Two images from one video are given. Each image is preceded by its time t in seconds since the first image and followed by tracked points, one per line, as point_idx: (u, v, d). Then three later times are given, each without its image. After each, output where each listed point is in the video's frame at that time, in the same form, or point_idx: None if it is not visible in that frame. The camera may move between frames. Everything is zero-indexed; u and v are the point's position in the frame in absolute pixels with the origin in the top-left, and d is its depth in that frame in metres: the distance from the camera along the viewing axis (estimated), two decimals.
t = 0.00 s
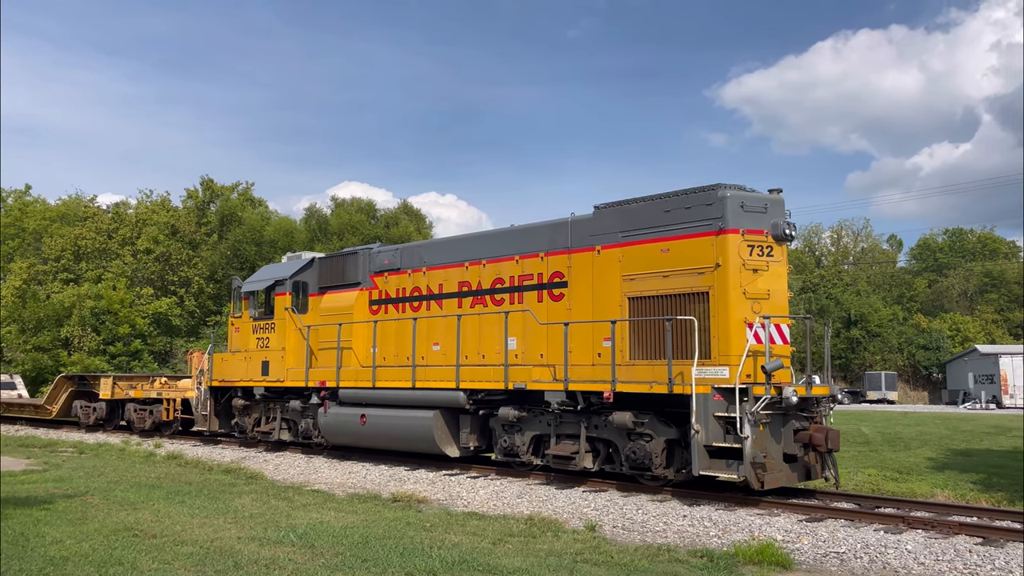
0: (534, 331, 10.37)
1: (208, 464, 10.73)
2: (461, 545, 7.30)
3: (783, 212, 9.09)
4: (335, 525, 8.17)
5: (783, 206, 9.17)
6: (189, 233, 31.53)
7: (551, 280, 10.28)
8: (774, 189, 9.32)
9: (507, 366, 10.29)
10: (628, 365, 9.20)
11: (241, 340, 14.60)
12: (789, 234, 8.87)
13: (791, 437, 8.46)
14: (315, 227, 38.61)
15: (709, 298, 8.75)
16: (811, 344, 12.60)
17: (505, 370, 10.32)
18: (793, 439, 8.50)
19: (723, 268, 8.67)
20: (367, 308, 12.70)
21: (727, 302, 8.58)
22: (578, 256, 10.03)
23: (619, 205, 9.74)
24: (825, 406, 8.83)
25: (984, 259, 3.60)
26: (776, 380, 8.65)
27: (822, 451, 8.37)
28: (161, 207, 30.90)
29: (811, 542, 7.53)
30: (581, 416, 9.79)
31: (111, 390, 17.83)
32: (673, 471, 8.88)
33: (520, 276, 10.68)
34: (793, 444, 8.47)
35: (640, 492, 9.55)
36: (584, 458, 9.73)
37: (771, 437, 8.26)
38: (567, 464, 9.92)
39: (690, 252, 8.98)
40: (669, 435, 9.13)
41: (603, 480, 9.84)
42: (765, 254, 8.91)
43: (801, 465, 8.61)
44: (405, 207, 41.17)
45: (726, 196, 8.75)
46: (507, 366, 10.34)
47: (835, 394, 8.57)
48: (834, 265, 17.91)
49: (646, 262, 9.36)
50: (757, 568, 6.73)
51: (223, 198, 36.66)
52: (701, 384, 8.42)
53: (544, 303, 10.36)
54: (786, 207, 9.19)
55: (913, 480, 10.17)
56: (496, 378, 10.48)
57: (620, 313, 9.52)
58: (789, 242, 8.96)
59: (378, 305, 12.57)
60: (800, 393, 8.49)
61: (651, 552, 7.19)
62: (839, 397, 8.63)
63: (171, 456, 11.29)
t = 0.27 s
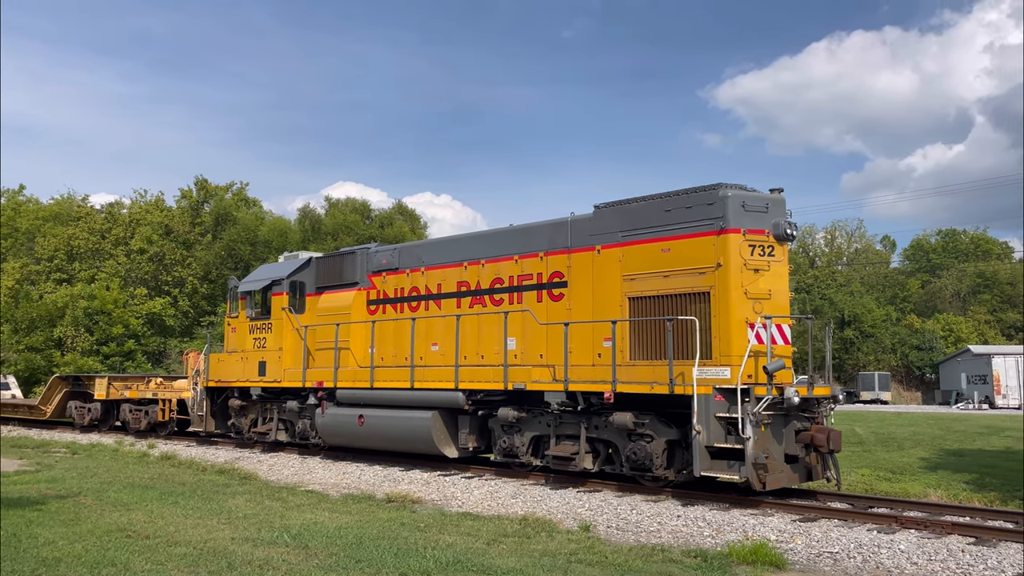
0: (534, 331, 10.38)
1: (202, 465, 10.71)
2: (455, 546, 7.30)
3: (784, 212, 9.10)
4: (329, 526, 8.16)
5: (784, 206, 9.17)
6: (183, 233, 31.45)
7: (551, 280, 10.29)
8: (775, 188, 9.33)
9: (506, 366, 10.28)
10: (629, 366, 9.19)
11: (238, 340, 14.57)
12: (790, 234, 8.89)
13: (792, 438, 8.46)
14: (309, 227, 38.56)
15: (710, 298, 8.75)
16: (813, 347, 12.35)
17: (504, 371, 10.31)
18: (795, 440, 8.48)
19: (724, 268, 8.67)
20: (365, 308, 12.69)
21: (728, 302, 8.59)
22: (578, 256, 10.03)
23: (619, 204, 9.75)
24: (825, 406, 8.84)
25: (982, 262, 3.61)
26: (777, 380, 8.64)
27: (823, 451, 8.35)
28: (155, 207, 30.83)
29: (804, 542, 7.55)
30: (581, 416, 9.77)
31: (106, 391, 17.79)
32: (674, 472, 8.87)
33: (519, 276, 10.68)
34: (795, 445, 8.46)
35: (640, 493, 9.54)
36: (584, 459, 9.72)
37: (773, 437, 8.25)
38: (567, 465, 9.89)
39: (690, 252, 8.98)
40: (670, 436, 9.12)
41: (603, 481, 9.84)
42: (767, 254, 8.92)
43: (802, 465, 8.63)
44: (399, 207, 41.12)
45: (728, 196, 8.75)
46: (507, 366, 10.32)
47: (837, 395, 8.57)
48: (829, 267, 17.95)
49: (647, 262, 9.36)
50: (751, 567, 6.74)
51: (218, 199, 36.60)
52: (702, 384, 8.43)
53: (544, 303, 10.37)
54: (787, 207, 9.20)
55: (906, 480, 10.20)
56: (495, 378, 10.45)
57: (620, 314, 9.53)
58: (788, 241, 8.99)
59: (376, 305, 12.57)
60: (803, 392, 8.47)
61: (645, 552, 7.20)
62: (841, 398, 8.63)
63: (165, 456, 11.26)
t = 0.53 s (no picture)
0: (532, 331, 10.35)
1: (194, 466, 10.67)
2: (448, 546, 7.28)
3: (785, 212, 9.09)
4: (321, 527, 8.13)
5: (784, 206, 9.17)
6: (174, 232, 30.78)
7: (550, 280, 10.27)
8: (775, 187, 9.32)
9: (505, 367, 10.24)
10: (629, 366, 9.17)
11: (233, 341, 14.52)
12: (790, 234, 8.94)
13: (793, 439, 8.45)
14: (302, 227, 38.45)
15: (711, 298, 8.71)
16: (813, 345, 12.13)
17: (503, 371, 10.27)
18: (795, 441, 8.47)
19: (724, 268, 8.64)
20: (361, 308, 12.66)
21: (728, 303, 8.54)
22: (577, 256, 10.02)
23: (619, 204, 9.73)
24: (826, 407, 8.86)
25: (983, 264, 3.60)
26: (778, 381, 8.64)
27: (823, 452, 8.38)
28: (148, 207, 30.74)
29: (797, 542, 7.56)
30: (580, 417, 9.76)
31: (100, 391, 17.70)
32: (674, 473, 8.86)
33: (517, 276, 10.65)
34: (795, 445, 8.45)
35: (639, 494, 9.54)
36: (583, 460, 9.69)
37: (773, 438, 8.24)
38: (565, 466, 9.87)
39: (690, 252, 8.96)
40: (668, 436, 9.11)
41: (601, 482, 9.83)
42: (767, 254, 8.91)
43: (802, 466, 8.63)
44: (393, 207, 41.06)
45: (728, 195, 8.72)
46: (506, 367, 10.29)
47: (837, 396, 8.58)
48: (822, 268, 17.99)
49: (646, 262, 9.34)
50: (743, 568, 6.75)
51: (211, 198, 36.51)
52: (702, 384, 8.39)
53: (542, 303, 10.35)
54: (787, 206, 9.20)
55: (898, 480, 10.22)
56: (494, 379, 10.41)
57: (620, 314, 9.51)
58: (788, 241, 9.00)
59: (373, 305, 12.53)
60: (804, 394, 8.48)
61: (638, 552, 7.20)
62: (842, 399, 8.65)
63: (157, 457, 11.21)
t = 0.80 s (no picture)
0: (531, 331, 10.32)
1: (185, 466, 10.63)
2: (440, 547, 7.28)
3: (784, 211, 9.11)
4: (314, 527, 8.12)
5: (783, 205, 9.19)
6: (166, 232, 30.90)
7: (548, 280, 10.26)
8: (774, 187, 9.34)
9: (503, 367, 10.22)
10: (629, 366, 9.16)
11: (227, 341, 14.46)
12: (790, 233, 8.96)
13: (793, 440, 8.47)
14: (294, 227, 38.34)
15: (711, 297, 8.72)
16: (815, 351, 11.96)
17: (501, 372, 10.24)
18: (796, 441, 8.49)
19: (724, 268, 8.65)
20: (357, 308, 12.62)
21: (728, 303, 8.56)
22: (576, 255, 10.01)
23: (618, 204, 9.73)
24: (825, 408, 8.90)
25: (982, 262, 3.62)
26: (778, 381, 8.66)
27: (824, 452, 8.41)
28: (139, 206, 30.66)
29: (789, 542, 7.58)
30: (580, 417, 9.77)
31: (93, 392, 17.61)
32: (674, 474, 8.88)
33: (515, 275, 10.64)
34: (795, 446, 8.47)
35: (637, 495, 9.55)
36: (582, 461, 9.70)
37: (773, 438, 8.26)
38: (564, 467, 9.88)
39: (690, 252, 8.96)
40: (667, 437, 9.10)
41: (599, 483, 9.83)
42: (767, 254, 8.92)
43: (802, 467, 8.65)
44: (386, 206, 40.98)
45: (728, 195, 8.74)
46: (504, 367, 10.26)
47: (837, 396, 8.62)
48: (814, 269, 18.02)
49: (645, 262, 9.33)
50: (735, 567, 6.76)
51: (202, 198, 36.43)
52: (702, 384, 8.39)
53: (540, 303, 10.34)
54: (787, 206, 9.22)
55: (889, 481, 10.26)
56: (492, 379, 10.38)
57: (619, 313, 9.51)
58: (788, 241, 9.02)
59: (369, 305, 12.50)
60: (804, 394, 8.51)
61: (630, 552, 7.21)
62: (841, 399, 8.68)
63: (148, 458, 11.16)
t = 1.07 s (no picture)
0: (529, 332, 10.29)
1: (177, 467, 10.59)
2: (432, 547, 7.27)
3: (785, 211, 9.10)
4: (305, 528, 8.10)
5: (784, 205, 9.17)
6: (158, 231, 31.06)
7: (546, 280, 10.24)
8: (774, 187, 9.33)
9: (502, 367, 10.20)
10: (629, 367, 9.12)
11: (222, 341, 14.41)
12: (790, 233, 8.95)
13: (794, 440, 8.43)
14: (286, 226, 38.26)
15: (711, 298, 8.70)
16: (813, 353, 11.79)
17: (499, 372, 10.20)
18: (796, 442, 8.46)
19: (725, 267, 8.63)
20: (354, 308, 12.58)
21: (729, 303, 8.54)
22: (574, 255, 9.99)
23: (617, 203, 9.71)
24: (825, 409, 8.91)
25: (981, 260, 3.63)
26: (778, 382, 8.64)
27: (825, 453, 8.42)
28: (131, 206, 30.59)
29: (780, 542, 7.60)
30: (579, 418, 9.74)
31: (86, 392, 17.53)
32: (673, 475, 8.87)
33: (513, 275, 10.61)
34: (796, 446, 8.44)
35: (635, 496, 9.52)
36: (581, 462, 9.67)
37: (774, 439, 8.21)
38: (562, 468, 9.86)
39: (690, 252, 8.94)
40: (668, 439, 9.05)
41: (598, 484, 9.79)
42: (768, 254, 8.91)
43: (802, 468, 8.62)
44: (379, 206, 40.93)
45: (728, 194, 8.73)
46: (502, 367, 10.23)
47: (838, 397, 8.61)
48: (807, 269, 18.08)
49: (645, 262, 9.31)
50: (727, 567, 6.77)
51: (195, 198, 36.33)
52: (703, 385, 8.35)
53: (539, 303, 10.31)
54: (787, 206, 9.20)
55: (880, 480, 10.31)
56: (490, 380, 10.35)
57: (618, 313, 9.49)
58: (788, 240, 9.01)
59: (366, 305, 12.48)
60: (805, 395, 8.48)
61: (622, 552, 7.22)
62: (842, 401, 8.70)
63: (139, 458, 11.12)
